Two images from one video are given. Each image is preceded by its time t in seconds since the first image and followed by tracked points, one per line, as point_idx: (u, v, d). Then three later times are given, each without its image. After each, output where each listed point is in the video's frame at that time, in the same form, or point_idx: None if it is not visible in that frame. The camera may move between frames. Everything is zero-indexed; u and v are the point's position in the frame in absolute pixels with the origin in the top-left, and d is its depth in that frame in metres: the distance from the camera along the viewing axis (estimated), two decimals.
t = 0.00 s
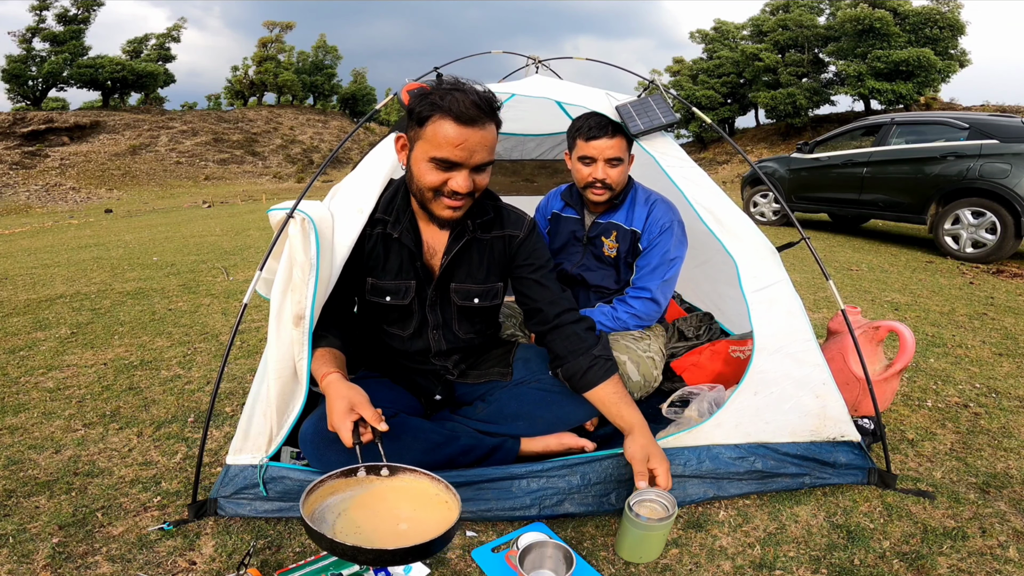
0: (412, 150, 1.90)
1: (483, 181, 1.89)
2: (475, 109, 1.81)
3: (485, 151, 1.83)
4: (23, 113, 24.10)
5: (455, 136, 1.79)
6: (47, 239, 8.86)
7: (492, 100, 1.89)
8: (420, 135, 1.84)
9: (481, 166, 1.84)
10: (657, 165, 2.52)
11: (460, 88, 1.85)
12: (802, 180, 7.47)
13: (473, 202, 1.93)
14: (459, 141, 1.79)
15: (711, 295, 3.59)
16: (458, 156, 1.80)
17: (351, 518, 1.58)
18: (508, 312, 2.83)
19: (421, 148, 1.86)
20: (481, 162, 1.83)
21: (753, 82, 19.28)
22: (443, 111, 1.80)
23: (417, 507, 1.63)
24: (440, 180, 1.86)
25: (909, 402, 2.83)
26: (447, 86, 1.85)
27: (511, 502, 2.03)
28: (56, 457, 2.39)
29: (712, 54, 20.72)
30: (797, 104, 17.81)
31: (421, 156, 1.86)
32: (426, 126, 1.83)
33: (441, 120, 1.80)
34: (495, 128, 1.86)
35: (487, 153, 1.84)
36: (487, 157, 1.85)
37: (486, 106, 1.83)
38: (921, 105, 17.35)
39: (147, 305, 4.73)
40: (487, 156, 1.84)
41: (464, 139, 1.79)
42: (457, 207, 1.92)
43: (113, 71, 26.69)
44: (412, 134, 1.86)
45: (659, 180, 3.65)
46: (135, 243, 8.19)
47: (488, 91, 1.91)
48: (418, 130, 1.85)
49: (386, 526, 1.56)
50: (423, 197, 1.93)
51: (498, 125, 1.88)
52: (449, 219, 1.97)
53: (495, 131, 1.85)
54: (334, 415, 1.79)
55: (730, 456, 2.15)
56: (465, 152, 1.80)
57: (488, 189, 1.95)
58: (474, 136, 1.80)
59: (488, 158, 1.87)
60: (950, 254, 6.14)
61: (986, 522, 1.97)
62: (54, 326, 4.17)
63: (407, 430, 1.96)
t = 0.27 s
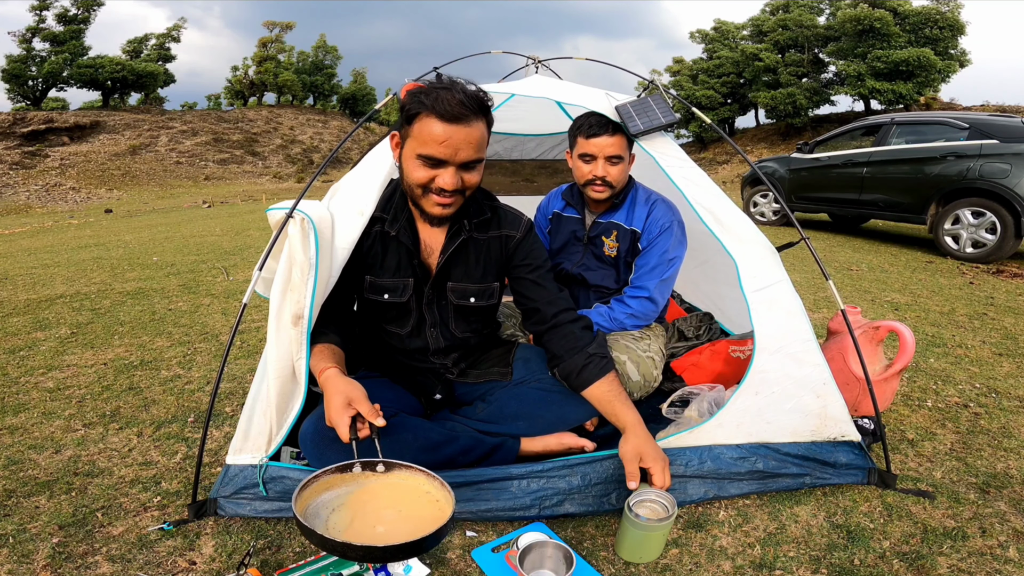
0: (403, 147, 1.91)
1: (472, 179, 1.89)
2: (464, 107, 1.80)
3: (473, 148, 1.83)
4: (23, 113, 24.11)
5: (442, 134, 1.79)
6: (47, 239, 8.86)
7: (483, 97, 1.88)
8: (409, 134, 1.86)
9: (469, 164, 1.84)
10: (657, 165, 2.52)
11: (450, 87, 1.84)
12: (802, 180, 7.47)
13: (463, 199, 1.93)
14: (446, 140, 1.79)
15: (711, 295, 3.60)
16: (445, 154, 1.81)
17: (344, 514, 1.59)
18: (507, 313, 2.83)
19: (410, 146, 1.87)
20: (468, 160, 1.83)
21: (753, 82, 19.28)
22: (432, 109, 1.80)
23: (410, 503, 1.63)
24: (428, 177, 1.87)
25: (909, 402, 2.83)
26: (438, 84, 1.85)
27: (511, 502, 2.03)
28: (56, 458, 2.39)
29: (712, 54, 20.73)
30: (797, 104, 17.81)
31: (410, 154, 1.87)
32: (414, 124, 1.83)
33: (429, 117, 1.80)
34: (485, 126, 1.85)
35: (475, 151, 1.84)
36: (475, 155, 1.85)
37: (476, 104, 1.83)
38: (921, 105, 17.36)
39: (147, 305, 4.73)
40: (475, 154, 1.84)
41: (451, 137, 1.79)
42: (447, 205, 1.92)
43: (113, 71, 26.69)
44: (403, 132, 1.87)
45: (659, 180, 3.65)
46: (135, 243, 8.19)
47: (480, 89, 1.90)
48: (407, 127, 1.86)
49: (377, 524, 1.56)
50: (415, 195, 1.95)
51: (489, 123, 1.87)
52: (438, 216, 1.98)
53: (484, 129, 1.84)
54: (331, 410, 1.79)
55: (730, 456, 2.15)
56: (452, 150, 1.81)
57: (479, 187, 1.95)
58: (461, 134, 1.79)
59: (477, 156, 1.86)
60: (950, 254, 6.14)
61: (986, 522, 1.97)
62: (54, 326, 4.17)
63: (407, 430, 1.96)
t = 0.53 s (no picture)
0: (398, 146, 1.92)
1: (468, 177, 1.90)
2: (459, 105, 1.82)
3: (469, 146, 1.84)
4: (23, 113, 24.11)
5: (437, 132, 1.80)
6: (47, 239, 8.86)
7: (479, 96, 1.90)
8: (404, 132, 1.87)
9: (464, 161, 1.84)
10: (657, 165, 2.52)
11: (446, 84, 1.86)
12: (802, 180, 7.47)
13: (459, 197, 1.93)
14: (442, 137, 1.81)
15: (711, 295, 3.60)
16: (440, 151, 1.82)
17: (345, 517, 1.67)
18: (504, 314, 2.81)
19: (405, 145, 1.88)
20: (463, 157, 1.84)
21: (753, 82, 19.28)
22: (428, 107, 1.81)
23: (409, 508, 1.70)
24: (422, 175, 1.87)
25: (909, 402, 2.83)
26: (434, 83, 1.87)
27: (511, 502, 2.03)
28: (56, 457, 2.39)
29: (712, 54, 20.73)
30: (797, 104, 17.81)
31: (405, 153, 1.88)
32: (410, 122, 1.85)
33: (424, 116, 1.82)
34: (480, 125, 1.87)
35: (471, 149, 1.85)
36: (471, 152, 1.86)
37: (471, 102, 1.85)
38: (921, 105, 17.36)
39: (147, 305, 4.73)
40: (471, 151, 1.85)
41: (446, 134, 1.80)
42: (443, 203, 1.92)
43: (113, 71, 26.69)
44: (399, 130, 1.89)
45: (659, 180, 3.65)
46: (135, 243, 8.19)
47: (476, 88, 1.92)
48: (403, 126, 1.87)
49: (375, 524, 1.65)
50: (410, 193, 1.95)
51: (485, 121, 1.89)
52: (434, 214, 1.98)
53: (479, 127, 1.86)
54: (333, 414, 1.79)
55: (731, 457, 2.15)
56: (448, 148, 1.82)
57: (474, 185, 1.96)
58: (456, 132, 1.80)
59: (473, 154, 1.87)
60: (950, 254, 6.14)
61: (986, 522, 1.97)
62: (54, 326, 4.17)
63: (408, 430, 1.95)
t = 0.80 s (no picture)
0: (398, 146, 2.01)
1: (468, 175, 1.98)
2: (462, 106, 1.93)
3: (469, 144, 1.93)
4: (23, 113, 24.11)
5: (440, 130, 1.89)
6: (47, 239, 8.87)
7: (479, 98, 2.00)
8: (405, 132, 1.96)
9: (465, 159, 1.93)
10: (657, 165, 2.52)
11: (449, 86, 1.96)
12: (802, 180, 7.47)
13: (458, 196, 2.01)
14: (443, 137, 1.90)
15: (711, 295, 3.60)
16: (442, 150, 1.90)
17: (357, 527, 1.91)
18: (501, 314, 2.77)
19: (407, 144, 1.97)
20: (464, 156, 1.92)
21: (753, 82, 19.28)
22: (430, 106, 1.91)
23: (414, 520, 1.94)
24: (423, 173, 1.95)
25: (909, 402, 2.83)
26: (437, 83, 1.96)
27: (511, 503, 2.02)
28: (56, 457, 2.39)
29: (712, 54, 20.73)
30: (797, 104, 17.80)
31: (407, 152, 1.97)
32: (412, 121, 1.93)
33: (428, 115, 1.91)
34: (481, 125, 1.97)
35: (472, 147, 1.94)
36: (472, 151, 1.95)
37: (473, 104, 1.95)
38: (921, 105, 17.35)
39: (147, 305, 4.73)
40: (471, 150, 1.94)
41: (449, 132, 1.90)
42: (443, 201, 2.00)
43: (113, 71, 26.69)
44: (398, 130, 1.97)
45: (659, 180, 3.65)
46: (135, 243, 8.19)
47: (475, 91, 2.03)
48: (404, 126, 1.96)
49: (375, 522, 1.93)
50: (407, 194, 2.02)
51: (485, 122, 1.99)
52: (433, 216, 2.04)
53: (480, 128, 1.96)
54: (342, 424, 1.93)
55: (731, 457, 2.15)
56: (450, 146, 1.91)
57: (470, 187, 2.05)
58: (458, 131, 1.91)
59: (474, 153, 1.96)
60: (950, 254, 6.14)
61: (986, 523, 1.97)
62: (54, 326, 4.17)
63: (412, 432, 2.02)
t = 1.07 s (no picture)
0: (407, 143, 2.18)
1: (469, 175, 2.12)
2: (467, 107, 2.07)
3: (471, 146, 2.08)
4: (23, 113, 24.12)
5: (445, 130, 2.05)
6: (47, 239, 8.87)
7: (485, 102, 2.14)
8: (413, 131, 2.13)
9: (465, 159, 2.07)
10: (657, 165, 2.52)
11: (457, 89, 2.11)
12: (802, 180, 7.47)
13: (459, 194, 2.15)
14: (445, 138, 2.05)
15: (711, 296, 3.60)
16: (444, 149, 2.06)
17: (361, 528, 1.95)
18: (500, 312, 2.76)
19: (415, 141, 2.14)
20: (465, 156, 2.07)
21: (753, 82, 19.28)
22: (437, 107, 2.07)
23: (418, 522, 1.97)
24: (427, 169, 2.11)
25: (909, 402, 2.83)
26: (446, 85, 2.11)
27: (512, 502, 2.02)
28: (56, 458, 2.39)
29: (712, 54, 20.73)
30: (797, 104, 17.81)
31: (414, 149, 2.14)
32: (420, 120, 2.10)
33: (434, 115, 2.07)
34: (485, 128, 2.11)
35: (473, 149, 2.08)
36: (473, 152, 2.09)
37: (478, 107, 2.09)
38: (921, 105, 17.34)
39: (147, 305, 4.73)
40: (473, 152, 2.08)
41: (452, 132, 2.06)
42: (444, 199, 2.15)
43: (113, 71, 26.70)
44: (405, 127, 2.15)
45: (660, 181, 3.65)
46: (135, 243, 8.19)
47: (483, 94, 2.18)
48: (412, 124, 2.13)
49: (374, 519, 1.97)
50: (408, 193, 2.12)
51: (489, 126, 2.13)
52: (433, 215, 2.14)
53: (484, 131, 2.10)
54: (343, 426, 1.93)
55: (732, 457, 2.15)
56: (452, 146, 2.06)
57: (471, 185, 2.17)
58: (462, 132, 2.06)
59: (476, 154, 2.10)
60: (950, 254, 6.14)
61: (986, 523, 1.97)
62: (54, 326, 4.17)
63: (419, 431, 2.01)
